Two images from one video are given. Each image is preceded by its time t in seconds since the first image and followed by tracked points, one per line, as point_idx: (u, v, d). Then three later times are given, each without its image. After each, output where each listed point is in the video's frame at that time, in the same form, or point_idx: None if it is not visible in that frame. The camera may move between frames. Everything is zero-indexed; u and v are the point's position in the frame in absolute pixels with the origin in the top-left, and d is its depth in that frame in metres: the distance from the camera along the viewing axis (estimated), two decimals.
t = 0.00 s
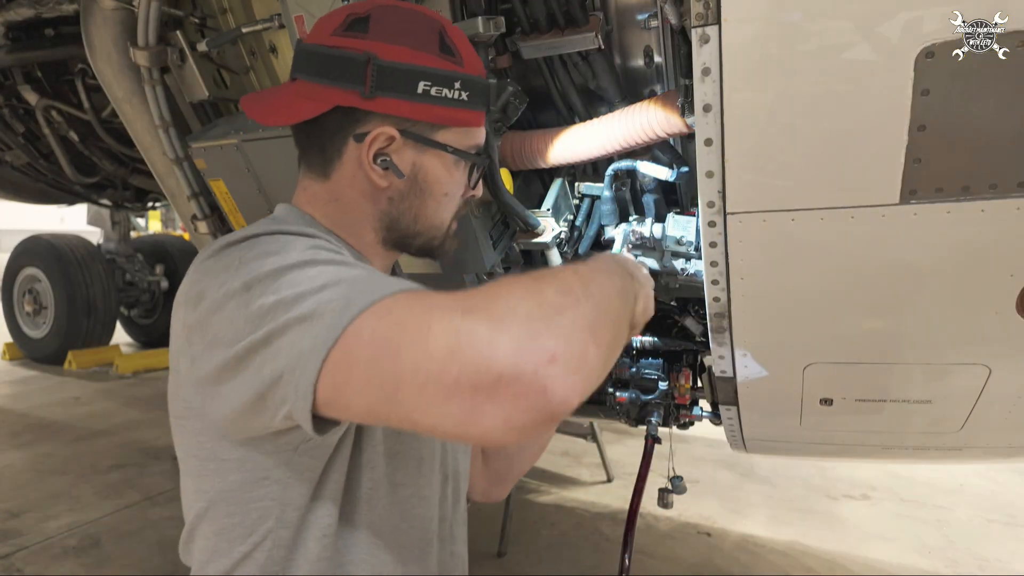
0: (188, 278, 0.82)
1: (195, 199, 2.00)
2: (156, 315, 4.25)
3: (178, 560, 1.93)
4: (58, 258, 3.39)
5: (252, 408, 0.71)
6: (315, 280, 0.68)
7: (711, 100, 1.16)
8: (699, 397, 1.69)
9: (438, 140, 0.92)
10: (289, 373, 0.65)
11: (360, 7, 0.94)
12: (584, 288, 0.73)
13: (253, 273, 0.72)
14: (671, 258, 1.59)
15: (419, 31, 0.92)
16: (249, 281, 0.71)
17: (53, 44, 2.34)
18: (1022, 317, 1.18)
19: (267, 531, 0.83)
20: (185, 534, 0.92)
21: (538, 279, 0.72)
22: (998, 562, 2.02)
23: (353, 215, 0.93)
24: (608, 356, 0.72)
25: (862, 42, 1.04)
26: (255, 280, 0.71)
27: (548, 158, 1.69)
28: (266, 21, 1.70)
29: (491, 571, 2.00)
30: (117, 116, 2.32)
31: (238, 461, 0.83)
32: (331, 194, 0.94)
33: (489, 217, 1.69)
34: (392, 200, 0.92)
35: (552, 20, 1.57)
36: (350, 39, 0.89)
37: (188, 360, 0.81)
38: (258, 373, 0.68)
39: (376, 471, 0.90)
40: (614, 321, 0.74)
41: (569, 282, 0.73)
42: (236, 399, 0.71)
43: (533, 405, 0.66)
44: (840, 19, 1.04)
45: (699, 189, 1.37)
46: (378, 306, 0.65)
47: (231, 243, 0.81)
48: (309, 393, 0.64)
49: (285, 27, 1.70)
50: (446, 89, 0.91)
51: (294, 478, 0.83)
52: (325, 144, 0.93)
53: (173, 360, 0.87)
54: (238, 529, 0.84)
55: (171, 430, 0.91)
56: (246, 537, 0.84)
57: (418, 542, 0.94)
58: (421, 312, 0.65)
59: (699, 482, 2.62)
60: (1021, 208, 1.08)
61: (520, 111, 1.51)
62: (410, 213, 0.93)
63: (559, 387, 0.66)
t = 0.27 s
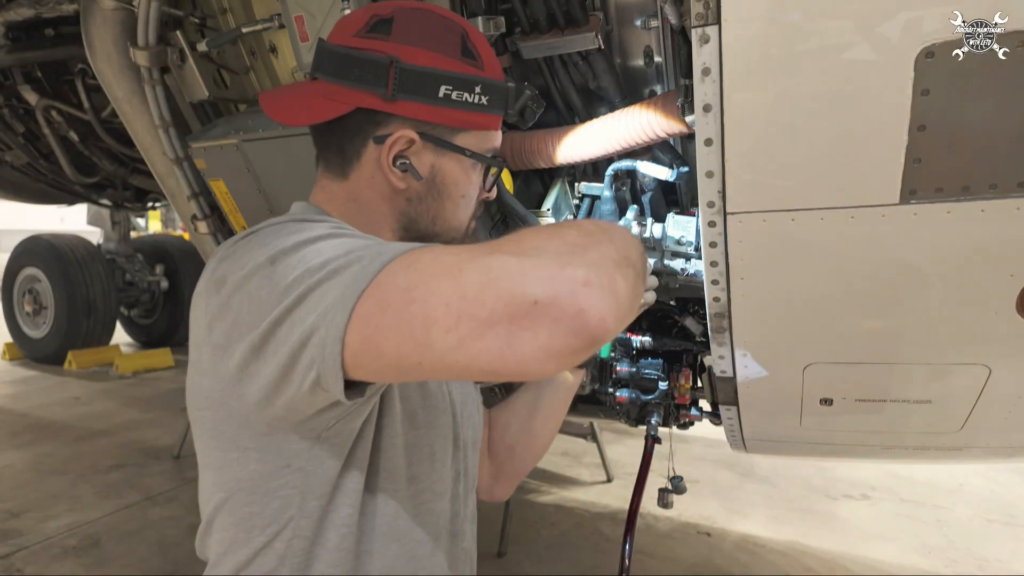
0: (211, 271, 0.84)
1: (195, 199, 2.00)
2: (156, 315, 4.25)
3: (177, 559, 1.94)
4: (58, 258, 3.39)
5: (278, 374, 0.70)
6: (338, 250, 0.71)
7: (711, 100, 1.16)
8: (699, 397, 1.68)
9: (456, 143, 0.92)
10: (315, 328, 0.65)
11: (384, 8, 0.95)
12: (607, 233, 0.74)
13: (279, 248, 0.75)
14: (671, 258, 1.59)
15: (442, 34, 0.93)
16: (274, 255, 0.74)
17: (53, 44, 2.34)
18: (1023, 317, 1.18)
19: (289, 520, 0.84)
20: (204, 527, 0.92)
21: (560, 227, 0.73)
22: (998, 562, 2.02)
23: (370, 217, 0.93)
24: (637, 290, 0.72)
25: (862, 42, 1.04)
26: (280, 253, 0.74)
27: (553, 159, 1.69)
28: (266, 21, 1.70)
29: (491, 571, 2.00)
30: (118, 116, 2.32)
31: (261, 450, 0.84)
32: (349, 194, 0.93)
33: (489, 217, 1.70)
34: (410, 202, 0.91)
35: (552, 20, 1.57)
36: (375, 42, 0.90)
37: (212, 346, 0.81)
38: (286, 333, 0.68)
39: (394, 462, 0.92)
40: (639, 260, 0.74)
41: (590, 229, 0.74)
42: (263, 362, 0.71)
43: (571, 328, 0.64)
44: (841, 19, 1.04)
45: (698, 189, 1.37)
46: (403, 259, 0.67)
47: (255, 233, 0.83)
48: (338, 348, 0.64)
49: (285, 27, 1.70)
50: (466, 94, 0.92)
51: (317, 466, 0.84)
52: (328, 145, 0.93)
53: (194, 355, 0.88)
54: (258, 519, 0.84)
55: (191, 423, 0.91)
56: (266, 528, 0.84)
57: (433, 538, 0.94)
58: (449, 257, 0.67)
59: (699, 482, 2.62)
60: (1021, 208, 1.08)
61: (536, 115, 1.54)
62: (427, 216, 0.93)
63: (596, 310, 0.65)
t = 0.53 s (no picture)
0: (213, 273, 0.84)
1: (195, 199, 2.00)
2: (157, 315, 4.25)
3: (177, 559, 1.93)
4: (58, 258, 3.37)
5: (280, 384, 0.70)
6: (343, 258, 0.70)
7: (711, 100, 1.16)
8: (699, 397, 1.69)
9: (453, 143, 0.92)
10: (319, 338, 0.65)
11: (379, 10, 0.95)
12: (604, 253, 0.75)
13: (281, 254, 0.75)
14: (671, 258, 1.59)
15: (437, 35, 0.92)
16: (279, 261, 0.73)
17: (53, 44, 2.35)
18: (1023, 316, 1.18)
19: (290, 518, 0.84)
20: (206, 525, 0.93)
21: (561, 245, 0.74)
22: (998, 562, 2.02)
23: (369, 217, 0.93)
24: (630, 313, 0.73)
25: (863, 42, 1.04)
26: (285, 259, 0.73)
27: (554, 159, 1.69)
28: (266, 21, 1.70)
29: (491, 571, 2.00)
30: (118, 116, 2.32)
31: (262, 449, 0.84)
32: (348, 195, 0.94)
33: (489, 217, 1.69)
34: (408, 201, 0.92)
35: (552, 20, 1.57)
36: (369, 45, 0.91)
37: (214, 349, 0.82)
38: (287, 344, 0.68)
39: (394, 459, 0.91)
40: (632, 282, 0.76)
41: (589, 248, 0.75)
42: (264, 375, 0.72)
43: (568, 351, 0.66)
44: (840, 19, 1.04)
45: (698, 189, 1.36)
46: (409, 273, 0.67)
47: (256, 236, 0.83)
48: (341, 359, 0.64)
49: (285, 27, 1.70)
50: (462, 94, 0.91)
51: (318, 465, 0.84)
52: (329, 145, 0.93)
53: (197, 354, 0.89)
54: (261, 517, 0.84)
55: (193, 422, 0.92)
56: (267, 526, 0.84)
57: (433, 535, 0.94)
58: (451, 274, 0.67)
59: (699, 482, 2.62)
60: (1021, 208, 1.08)
61: (536, 113, 1.59)
62: (425, 216, 0.93)
63: (592, 335, 0.67)
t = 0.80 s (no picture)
0: (210, 273, 0.84)
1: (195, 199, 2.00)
2: (158, 315, 4.25)
3: (178, 559, 1.93)
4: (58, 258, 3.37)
5: (279, 388, 0.70)
6: (343, 261, 0.70)
7: (711, 100, 1.16)
8: (699, 397, 1.69)
9: (445, 143, 0.93)
10: (320, 342, 0.65)
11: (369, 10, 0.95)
12: (606, 260, 0.76)
13: (281, 258, 0.74)
14: (671, 258, 1.59)
15: (428, 35, 0.92)
16: (279, 264, 0.73)
17: (53, 44, 2.35)
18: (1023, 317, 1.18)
19: (285, 519, 0.84)
20: (200, 527, 0.93)
21: (562, 252, 0.74)
22: (997, 562, 2.02)
23: (361, 216, 0.94)
24: (632, 320, 0.74)
25: (863, 43, 1.04)
26: (285, 262, 0.73)
27: (553, 159, 1.70)
28: (266, 21, 1.70)
29: (491, 571, 2.00)
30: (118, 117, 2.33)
31: (257, 450, 0.84)
32: (341, 196, 0.95)
33: (489, 217, 1.69)
34: (401, 202, 0.93)
35: (552, 20, 1.57)
36: (359, 45, 0.90)
37: (212, 351, 0.81)
38: (288, 348, 0.68)
39: (388, 460, 0.91)
40: (634, 289, 0.76)
41: (590, 256, 0.75)
42: (264, 380, 0.72)
43: (571, 358, 0.66)
44: (840, 18, 1.04)
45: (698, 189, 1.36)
46: (411, 278, 0.67)
47: (254, 238, 0.83)
48: (342, 363, 0.64)
49: (285, 27, 1.70)
50: (454, 94, 0.91)
51: (313, 466, 0.84)
52: (328, 146, 0.93)
53: (193, 356, 0.88)
54: (255, 519, 0.84)
55: (188, 424, 0.91)
56: (262, 527, 0.84)
57: (428, 535, 0.94)
58: (454, 280, 0.67)
59: (700, 482, 2.62)
60: (1021, 208, 1.08)
61: (528, 113, 1.59)
62: (418, 215, 0.94)
63: (595, 342, 0.67)
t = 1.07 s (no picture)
0: (212, 273, 0.83)
1: (194, 199, 1.99)
2: (156, 315, 4.24)
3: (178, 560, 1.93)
4: (57, 260, 3.40)
5: (278, 393, 0.71)
6: (346, 267, 0.70)
7: (712, 100, 1.15)
8: (700, 397, 1.69)
9: (442, 144, 0.92)
10: (322, 349, 0.65)
11: (366, 12, 0.94)
12: (605, 276, 0.77)
13: (282, 262, 0.74)
14: (671, 258, 1.57)
15: (424, 37, 0.92)
16: (280, 269, 0.73)
17: (52, 44, 2.34)
18: None
19: (284, 519, 0.84)
20: (200, 526, 0.93)
21: (563, 267, 0.75)
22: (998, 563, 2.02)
23: (360, 216, 0.94)
24: (629, 335, 0.76)
25: (863, 42, 1.04)
26: (287, 268, 0.72)
27: (553, 159, 1.69)
28: (265, 20, 1.69)
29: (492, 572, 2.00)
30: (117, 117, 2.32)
31: (256, 450, 0.83)
32: (339, 196, 0.94)
33: (489, 217, 1.70)
34: (399, 202, 0.92)
35: (552, 19, 1.57)
36: (356, 46, 0.90)
37: (212, 353, 0.81)
38: (288, 354, 0.68)
39: (388, 460, 0.91)
40: (632, 304, 0.78)
41: (589, 271, 0.76)
42: (264, 387, 0.72)
43: (569, 375, 0.68)
44: (841, 18, 1.04)
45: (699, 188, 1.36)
46: (414, 288, 0.67)
47: (256, 239, 0.82)
48: (342, 371, 0.64)
49: (284, 27, 1.70)
50: (450, 95, 0.91)
51: (312, 467, 0.83)
52: (328, 146, 0.93)
53: (192, 355, 0.88)
54: (255, 519, 0.84)
55: (188, 423, 0.91)
56: (261, 527, 0.84)
57: (426, 534, 0.94)
58: (456, 293, 0.67)
59: (699, 482, 2.62)
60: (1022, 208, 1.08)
61: (525, 114, 1.58)
62: (416, 216, 0.93)
63: (593, 360, 0.68)
